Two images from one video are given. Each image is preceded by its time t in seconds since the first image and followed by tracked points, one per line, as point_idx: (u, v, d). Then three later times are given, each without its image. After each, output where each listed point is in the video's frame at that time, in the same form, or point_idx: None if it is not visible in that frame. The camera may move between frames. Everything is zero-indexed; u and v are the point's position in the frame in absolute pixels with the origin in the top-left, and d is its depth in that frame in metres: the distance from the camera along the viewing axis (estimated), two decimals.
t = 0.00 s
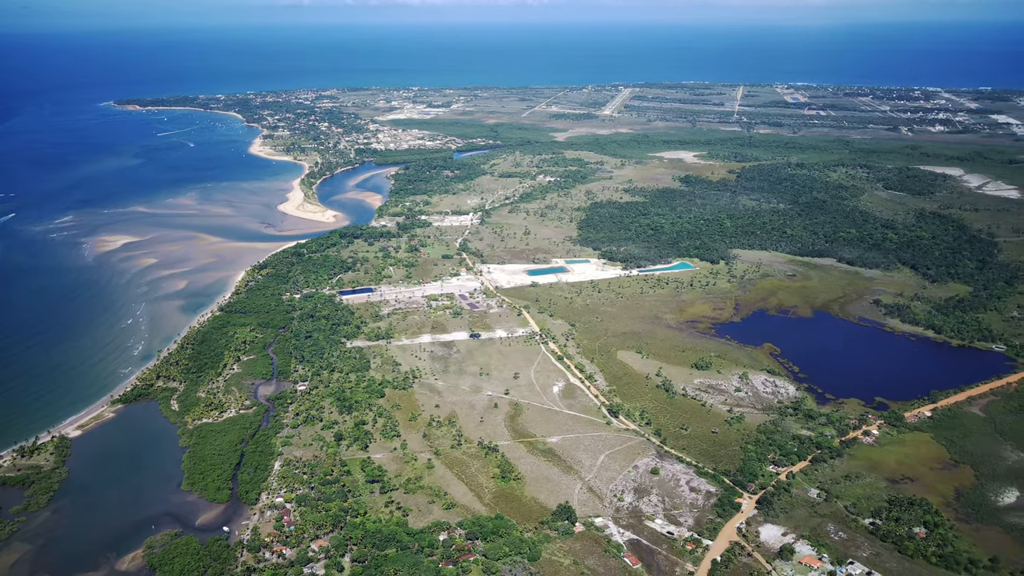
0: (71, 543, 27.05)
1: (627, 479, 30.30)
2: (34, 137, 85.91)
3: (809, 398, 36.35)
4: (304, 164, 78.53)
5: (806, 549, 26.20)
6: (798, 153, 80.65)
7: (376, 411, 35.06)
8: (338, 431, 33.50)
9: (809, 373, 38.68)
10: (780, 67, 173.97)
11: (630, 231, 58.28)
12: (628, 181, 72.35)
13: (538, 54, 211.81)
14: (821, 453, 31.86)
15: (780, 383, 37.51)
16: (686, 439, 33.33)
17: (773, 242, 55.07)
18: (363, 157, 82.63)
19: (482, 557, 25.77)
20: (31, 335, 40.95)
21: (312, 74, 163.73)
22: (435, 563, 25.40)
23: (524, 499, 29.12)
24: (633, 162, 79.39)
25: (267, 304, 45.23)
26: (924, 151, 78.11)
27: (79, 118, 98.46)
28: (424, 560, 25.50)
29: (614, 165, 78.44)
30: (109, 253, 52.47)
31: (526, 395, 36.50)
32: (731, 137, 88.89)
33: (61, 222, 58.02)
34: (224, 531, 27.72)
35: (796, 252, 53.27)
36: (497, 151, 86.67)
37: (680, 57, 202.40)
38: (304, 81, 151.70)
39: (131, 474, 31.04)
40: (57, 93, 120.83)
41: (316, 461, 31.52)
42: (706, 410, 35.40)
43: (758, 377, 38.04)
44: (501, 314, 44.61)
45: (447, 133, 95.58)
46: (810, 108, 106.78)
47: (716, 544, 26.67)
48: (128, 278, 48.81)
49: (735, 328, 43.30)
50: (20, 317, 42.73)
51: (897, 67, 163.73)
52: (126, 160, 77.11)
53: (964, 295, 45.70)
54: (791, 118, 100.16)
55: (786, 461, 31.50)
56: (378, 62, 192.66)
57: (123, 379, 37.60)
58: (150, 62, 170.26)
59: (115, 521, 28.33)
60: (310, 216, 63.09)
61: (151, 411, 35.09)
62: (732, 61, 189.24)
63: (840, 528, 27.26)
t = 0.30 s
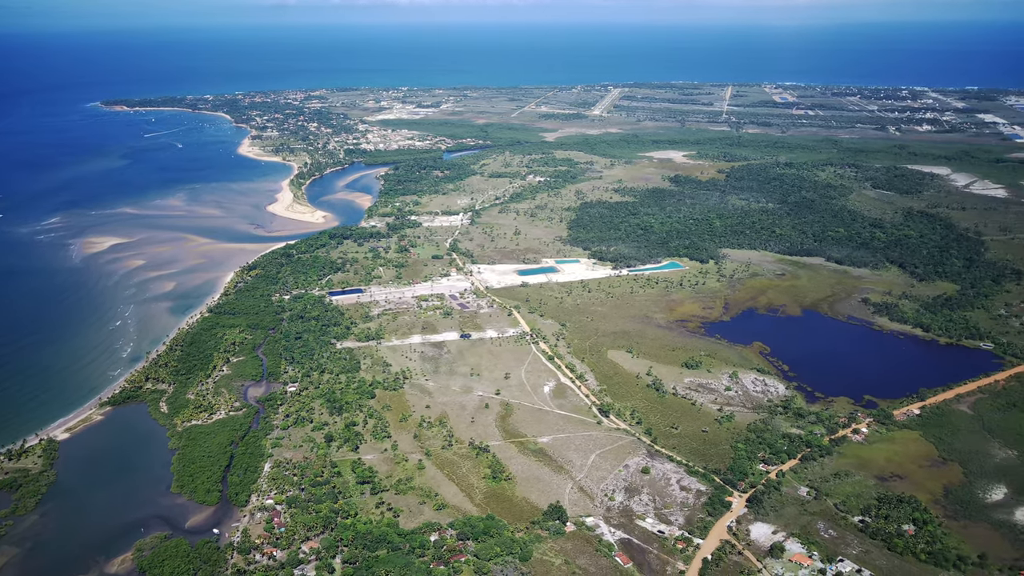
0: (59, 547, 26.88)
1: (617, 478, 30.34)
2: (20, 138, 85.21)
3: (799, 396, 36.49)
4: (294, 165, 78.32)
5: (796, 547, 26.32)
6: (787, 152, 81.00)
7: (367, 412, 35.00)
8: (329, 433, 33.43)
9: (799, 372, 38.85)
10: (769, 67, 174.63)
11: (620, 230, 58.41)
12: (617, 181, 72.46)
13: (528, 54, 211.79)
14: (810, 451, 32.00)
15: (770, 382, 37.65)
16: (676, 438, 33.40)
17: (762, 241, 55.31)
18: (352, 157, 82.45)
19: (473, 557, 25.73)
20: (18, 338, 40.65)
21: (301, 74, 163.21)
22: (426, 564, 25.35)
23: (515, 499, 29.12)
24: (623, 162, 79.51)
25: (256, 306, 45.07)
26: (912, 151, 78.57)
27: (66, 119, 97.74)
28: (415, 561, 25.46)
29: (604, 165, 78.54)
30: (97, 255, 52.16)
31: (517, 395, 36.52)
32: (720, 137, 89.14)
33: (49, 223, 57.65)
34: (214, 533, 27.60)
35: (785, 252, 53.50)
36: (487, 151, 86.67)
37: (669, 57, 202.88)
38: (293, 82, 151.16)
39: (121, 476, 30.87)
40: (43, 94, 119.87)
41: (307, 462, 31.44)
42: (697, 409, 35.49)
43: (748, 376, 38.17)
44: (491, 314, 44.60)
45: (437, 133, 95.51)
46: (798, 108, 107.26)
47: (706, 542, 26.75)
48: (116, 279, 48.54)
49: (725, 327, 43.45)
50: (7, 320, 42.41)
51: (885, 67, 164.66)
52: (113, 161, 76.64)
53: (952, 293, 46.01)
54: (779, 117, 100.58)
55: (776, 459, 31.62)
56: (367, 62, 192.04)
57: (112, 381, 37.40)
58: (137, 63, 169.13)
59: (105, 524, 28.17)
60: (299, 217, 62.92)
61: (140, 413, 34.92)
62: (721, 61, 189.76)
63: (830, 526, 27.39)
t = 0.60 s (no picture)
0: (48, 550, 26.70)
1: (609, 478, 30.40)
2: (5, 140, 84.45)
3: (789, 395, 36.64)
4: (283, 166, 78.08)
5: (786, 544, 26.40)
6: (776, 152, 81.35)
7: (358, 413, 34.93)
8: (319, 434, 33.35)
9: (788, 370, 39.00)
10: (758, 66, 175.40)
11: (610, 230, 58.50)
12: (607, 181, 72.61)
13: (518, 54, 211.78)
14: (800, 449, 32.13)
15: (760, 380, 37.79)
16: (667, 437, 33.47)
17: (751, 241, 55.50)
18: (341, 157, 82.30)
19: (465, 557, 25.73)
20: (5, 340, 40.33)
21: (290, 75, 162.71)
22: (418, 564, 25.33)
23: (507, 499, 29.13)
24: (613, 162, 79.64)
25: (245, 307, 44.92)
26: (900, 150, 79.06)
27: (53, 120, 96.97)
28: (406, 561, 25.43)
29: (594, 165, 78.66)
30: (85, 257, 51.83)
31: (507, 396, 36.52)
32: (709, 137, 89.41)
33: (36, 225, 57.25)
34: (204, 535, 27.47)
35: (775, 251, 53.71)
36: (477, 151, 86.74)
37: (659, 57, 203.30)
38: (282, 82, 150.65)
39: (109, 479, 30.71)
40: (28, 95, 118.84)
41: (297, 463, 31.34)
42: (687, 408, 35.59)
43: (738, 375, 38.31)
44: (481, 314, 44.60)
45: (427, 133, 95.46)
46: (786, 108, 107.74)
47: (698, 541, 26.80)
48: (104, 281, 48.26)
49: (715, 326, 43.57)
50: None
51: (873, 67, 165.67)
52: (101, 163, 76.14)
53: (940, 292, 46.30)
54: (768, 117, 101.03)
55: (767, 458, 31.72)
56: (357, 62, 191.65)
57: (101, 383, 37.21)
58: (124, 63, 167.94)
59: (94, 527, 28.01)
60: (288, 217, 62.77)
61: (129, 415, 34.74)
62: (710, 61, 190.30)
63: (820, 524, 27.51)
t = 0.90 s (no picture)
0: (35, 555, 26.51)
1: (599, 477, 30.45)
2: None
3: (778, 393, 36.79)
4: (272, 166, 77.82)
5: (777, 543, 26.50)
6: (765, 151, 81.66)
7: (348, 414, 34.86)
8: (310, 435, 33.26)
9: (778, 369, 39.15)
10: (747, 66, 176.16)
11: (600, 230, 58.58)
12: (597, 181, 72.72)
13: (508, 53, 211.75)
14: (790, 448, 32.25)
15: (750, 379, 37.94)
16: (657, 436, 33.54)
17: (741, 240, 55.67)
18: (330, 158, 82.12)
19: (456, 558, 25.70)
20: None
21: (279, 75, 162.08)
22: (410, 565, 25.31)
23: (498, 499, 29.13)
24: (603, 162, 79.75)
25: (234, 308, 44.76)
26: (888, 149, 79.52)
27: (39, 121, 96.21)
28: (397, 563, 25.39)
29: (584, 165, 78.75)
30: (73, 259, 51.50)
31: (498, 396, 36.51)
32: (698, 136, 89.67)
33: (23, 227, 56.86)
34: (194, 537, 27.34)
35: (764, 250, 53.91)
36: (467, 151, 86.74)
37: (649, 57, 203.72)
38: (271, 82, 150.08)
39: (98, 481, 30.52)
40: (14, 95, 117.81)
41: (288, 465, 31.22)
42: (677, 407, 35.69)
43: (727, 373, 38.45)
44: (472, 314, 44.59)
45: (418, 133, 95.36)
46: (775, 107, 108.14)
47: (688, 540, 26.86)
48: (92, 283, 47.97)
49: (705, 325, 43.71)
50: None
51: (861, 66, 166.69)
52: (89, 164, 75.63)
53: (928, 290, 46.61)
54: (757, 117, 101.42)
55: (757, 456, 31.81)
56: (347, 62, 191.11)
57: (89, 386, 37.01)
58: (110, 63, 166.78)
59: (82, 530, 27.84)
60: (278, 218, 62.59)
61: (118, 417, 34.54)
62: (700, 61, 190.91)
63: (810, 522, 27.62)
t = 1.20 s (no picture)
0: (23, 559, 26.32)
1: (591, 477, 30.49)
2: None
3: (768, 392, 36.93)
4: (261, 167, 77.58)
5: (767, 541, 26.59)
6: (753, 151, 81.99)
7: (338, 415, 34.78)
8: (300, 436, 33.16)
9: (768, 368, 39.31)
10: (736, 66, 176.95)
11: (589, 230, 58.69)
12: (586, 181, 72.84)
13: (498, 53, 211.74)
14: (780, 446, 32.37)
15: (740, 378, 38.07)
16: (648, 436, 33.61)
17: (730, 240, 55.85)
18: (320, 158, 81.96)
19: (447, 559, 25.67)
20: None
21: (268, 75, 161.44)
22: (401, 566, 25.28)
23: (489, 500, 29.12)
24: (592, 162, 79.86)
25: (223, 309, 44.61)
26: (876, 149, 80.03)
27: (25, 122, 95.51)
28: (388, 564, 25.35)
29: (573, 165, 78.88)
30: (61, 261, 51.15)
31: (489, 396, 36.50)
32: (687, 136, 89.98)
33: (11, 229, 56.45)
34: (184, 540, 27.21)
35: (754, 250, 54.12)
36: (457, 151, 86.77)
37: (639, 57, 204.19)
38: (260, 83, 149.44)
39: (86, 484, 30.31)
40: None
41: (278, 467, 31.11)
42: (668, 406, 35.78)
43: (718, 372, 38.57)
44: (462, 315, 44.58)
45: (408, 133, 95.28)
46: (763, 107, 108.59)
47: (679, 539, 26.91)
48: (79, 285, 47.67)
49: (695, 325, 43.84)
50: None
51: (849, 66, 167.74)
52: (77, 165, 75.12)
53: (916, 289, 46.92)
54: (745, 117, 101.83)
55: (747, 455, 31.91)
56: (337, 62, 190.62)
57: (77, 388, 36.77)
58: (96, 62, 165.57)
59: (71, 533, 27.66)
60: (267, 219, 62.42)
61: (107, 420, 34.33)
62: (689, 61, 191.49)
63: (801, 520, 27.73)
